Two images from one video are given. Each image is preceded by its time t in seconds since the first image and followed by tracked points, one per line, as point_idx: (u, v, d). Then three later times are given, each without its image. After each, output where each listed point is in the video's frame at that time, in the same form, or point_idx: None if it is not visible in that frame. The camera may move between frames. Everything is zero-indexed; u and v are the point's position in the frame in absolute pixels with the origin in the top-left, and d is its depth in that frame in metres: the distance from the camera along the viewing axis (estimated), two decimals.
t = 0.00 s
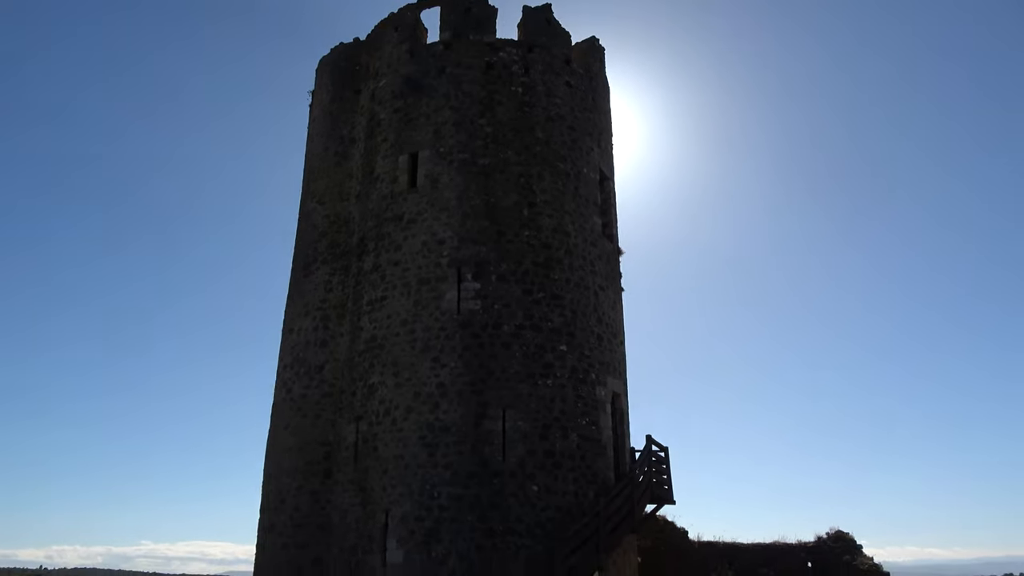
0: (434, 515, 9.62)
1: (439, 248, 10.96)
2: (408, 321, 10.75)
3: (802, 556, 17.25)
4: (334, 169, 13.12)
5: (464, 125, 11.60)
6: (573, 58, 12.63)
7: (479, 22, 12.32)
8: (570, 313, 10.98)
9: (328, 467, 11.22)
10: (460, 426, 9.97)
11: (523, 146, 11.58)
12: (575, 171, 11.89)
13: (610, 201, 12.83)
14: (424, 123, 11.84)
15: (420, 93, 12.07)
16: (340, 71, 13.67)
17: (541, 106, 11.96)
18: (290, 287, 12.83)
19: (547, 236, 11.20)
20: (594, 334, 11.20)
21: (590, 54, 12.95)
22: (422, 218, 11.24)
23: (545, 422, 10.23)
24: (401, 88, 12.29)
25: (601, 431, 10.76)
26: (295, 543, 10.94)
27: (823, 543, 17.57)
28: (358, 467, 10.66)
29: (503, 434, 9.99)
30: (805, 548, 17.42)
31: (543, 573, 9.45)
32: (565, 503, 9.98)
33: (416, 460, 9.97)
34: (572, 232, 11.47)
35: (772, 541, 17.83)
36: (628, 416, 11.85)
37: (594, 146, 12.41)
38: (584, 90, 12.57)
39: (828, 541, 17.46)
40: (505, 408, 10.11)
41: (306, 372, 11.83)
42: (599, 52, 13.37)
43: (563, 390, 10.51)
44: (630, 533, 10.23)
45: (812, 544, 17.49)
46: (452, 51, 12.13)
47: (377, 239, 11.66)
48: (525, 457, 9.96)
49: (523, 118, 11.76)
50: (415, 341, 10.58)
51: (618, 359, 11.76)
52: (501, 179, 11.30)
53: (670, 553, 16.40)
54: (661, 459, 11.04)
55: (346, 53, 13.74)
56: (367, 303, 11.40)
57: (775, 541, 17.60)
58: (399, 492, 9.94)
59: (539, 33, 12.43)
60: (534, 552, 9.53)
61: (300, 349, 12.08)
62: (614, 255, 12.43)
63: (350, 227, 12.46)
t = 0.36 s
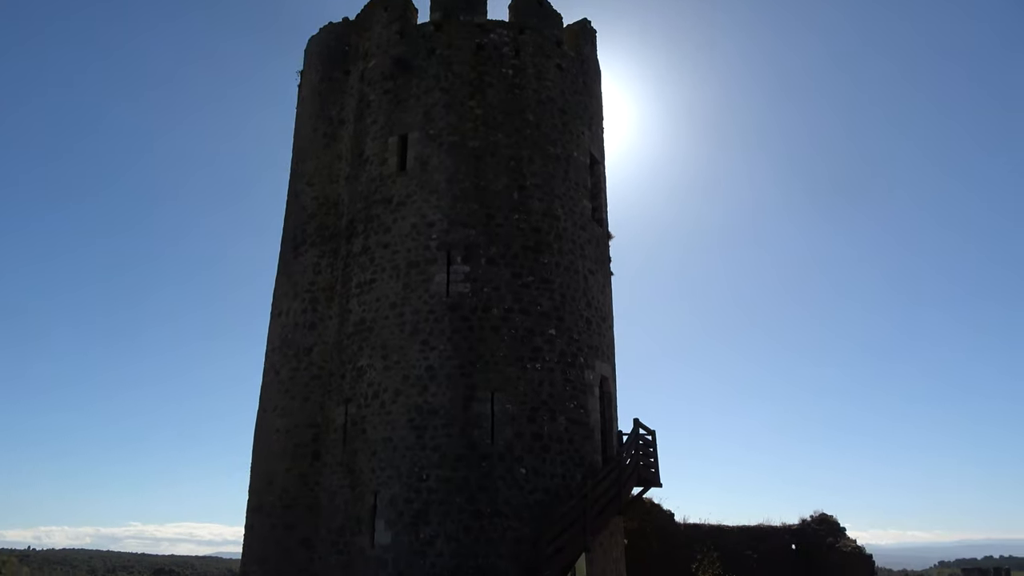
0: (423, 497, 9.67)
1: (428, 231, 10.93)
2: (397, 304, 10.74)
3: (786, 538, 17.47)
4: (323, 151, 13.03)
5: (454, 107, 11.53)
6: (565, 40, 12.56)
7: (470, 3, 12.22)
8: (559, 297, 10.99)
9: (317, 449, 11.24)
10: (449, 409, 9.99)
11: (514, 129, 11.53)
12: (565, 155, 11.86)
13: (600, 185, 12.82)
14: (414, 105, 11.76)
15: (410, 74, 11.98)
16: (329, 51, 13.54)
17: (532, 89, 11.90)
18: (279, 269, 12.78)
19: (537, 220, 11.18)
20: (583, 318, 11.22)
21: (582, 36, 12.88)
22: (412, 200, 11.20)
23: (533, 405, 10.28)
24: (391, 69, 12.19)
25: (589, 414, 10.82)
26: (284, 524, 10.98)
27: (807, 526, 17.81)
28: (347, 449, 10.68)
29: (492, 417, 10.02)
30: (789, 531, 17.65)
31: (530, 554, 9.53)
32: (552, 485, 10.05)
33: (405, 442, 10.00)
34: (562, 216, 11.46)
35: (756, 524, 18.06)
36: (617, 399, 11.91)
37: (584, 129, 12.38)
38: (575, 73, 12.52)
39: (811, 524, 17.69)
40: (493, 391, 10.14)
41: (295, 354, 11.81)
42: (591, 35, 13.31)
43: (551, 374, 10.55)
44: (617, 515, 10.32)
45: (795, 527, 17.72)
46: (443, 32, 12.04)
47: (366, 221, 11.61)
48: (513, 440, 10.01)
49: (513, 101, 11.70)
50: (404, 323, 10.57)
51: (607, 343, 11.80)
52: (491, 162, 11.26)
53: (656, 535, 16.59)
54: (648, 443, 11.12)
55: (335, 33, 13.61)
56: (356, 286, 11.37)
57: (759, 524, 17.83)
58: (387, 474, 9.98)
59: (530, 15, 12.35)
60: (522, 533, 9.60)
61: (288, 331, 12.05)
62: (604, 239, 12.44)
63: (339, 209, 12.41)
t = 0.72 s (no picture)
0: (410, 476, 9.71)
1: (416, 210, 10.89)
2: (384, 283, 10.71)
3: (769, 518, 17.74)
4: (310, 128, 12.93)
5: (443, 85, 11.44)
6: (555, 18, 12.46)
7: None
8: (547, 278, 11.00)
9: (304, 428, 11.26)
10: (436, 389, 10.02)
11: (503, 108, 11.46)
12: (555, 135, 11.81)
13: (589, 165, 12.80)
14: (402, 82, 11.66)
15: (399, 51, 11.85)
16: (317, 26, 13.39)
17: (522, 68, 11.82)
18: (265, 247, 12.70)
19: (525, 200, 11.15)
20: (570, 299, 11.24)
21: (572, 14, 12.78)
22: (400, 178, 11.14)
23: (520, 386, 10.31)
24: (379, 46, 12.07)
25: (576, 394, 10.87)
26: (271, 502, 11.01)
27: (790, 506, 18.03)
28: (334, 427, 10.69)
29: (479, 397, 10.05)
30: (772, 511, 17.90)
31: (516, 532, 9.61)
32: (538, 465, 10.11)
33: (392, 421, 10.02)
34: (551, 197, 11.44)
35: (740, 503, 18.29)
36: (603, 379, 11.97)
37: (574, 109, 12.33)
38: (565, 52, 12.43)
39: (794, 504, 17.93)
40: (480, 371, 10.16)
41: (281, 332, 11.78)
42: (581, 14, 13.21)
43: (539, 354, 10.58)
44: (602, 494, 10.41)
45: (778, 506, 17.96)
46: (432, 9, 11.92)
47: (354, 199, 11.55)
48: (499, 420, 10.05)
49: (502, 80, 11.62)
50: (391, 303, 10.55)
51: (594, 324, 11.83)
52: (480, 142, 11.20)
53: (641, 514, 16.76)
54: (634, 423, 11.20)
55: (322, 8, 13.45)
56: (343, 265, 11.32)
57: (743, 503, 18.06)
58: (374, 453, 10.00)
59: None
60: (507, 512, 9.67)
61: (275, 310, 12.01)
62: (592, 220, 12.43)
63: (327, 187, 12.34)
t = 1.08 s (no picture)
0: (395, 452, 9.74)
1: (403, 186, 10.82)
2: (370, 259, 10.66)
3: (749, 494, 17.98)
4: (295, 102, 12.78)
5: (431, 60, 11.32)
6: None
7: None
8: (533, 256, 10.99)
9: (289, 403, 11.26)
10: (422, 365, 10.03)
11: (491, 84, 11.37)
12: (543, 112, 11.74)
13: (577, 143, 12.75)
14: (389, 56, 11.52)
15: (386, 24, 11.70)
16: None
17: (510, 43, 11.71)
18: (249, 222, 12.59)
19: (513, 177, 11.11)
20: (557, 277, 11.25)
21: None
22: (386, 154, 11.05)
23: (505, 363, 10.34)
24: (366, 18, 11.90)
25: (561, 372, 10.92)
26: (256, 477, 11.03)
27: (770, 483, 18.29)
28: (319, 403, 10.67)
29: (464, 374, 10.08)
30: (752, 487, 18.15)
31: (501, 507, 9.69)
32: (523, 442, 10.17)
33: (377, 397, 10.03)
34: (538, 174, 11.40)
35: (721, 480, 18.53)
36: (588, 357, 12.03)
37: (562, 86, 12.25)
38: (553, 28, 12.32)
39: (774, 481, 18.20)
40: (466, 348, 10.17)
41: (266, 308, 11.72)
42: None
43: (525, 332, 10.60)
44: (586, 470, 10.49)
45: (759, 483, 18.21)
46: None
47: (340, 174, 11.45)
48: (485, 396, 10.09)
49: (490, 55, 11.51)
50: (378, 279, 10.52)
51: (580, 303, 11.86)
52: (468, 118, 11.12)
53: (624, 491, 16.91)
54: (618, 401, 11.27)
55: None
56: (329, 240, 11.25)
57: (724, 480, 18.29)
58: (359, 428, 10.02)
59: None
60: (492, 488, 9.74)
61: (259, 285, 11.93)
62: (579, 198, 12.41)
63: (312, 161, 12.25)
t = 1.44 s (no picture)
0: (379, 428, 9.76)
1: (388, 162, 10.73)
2: (355, 236, 10.60)
3: (730, 472, 18.19)
4: (279, 76, 12.59)
5: (417, 35, 11.18)
6: None
7: None
8: (519, 234, 10.96)
9: (272, 379, 11.24)
10: (407, 342, 10.02)
11: (478, 60, 11.25)
12: (530, 89, 11.66)
13: (564, 121, 12.69)
14: (375, 30, 11.36)
15: None
16: None
17: (498, 19, 11.58)
18: (232, 197, 12.45)
19: (499, 154, 11.05)
20: (542, 255, 11.24)
21: None
22: (371, 129, 10.95)
23: (490, 340, 10.35)
24: None
25: (546, 349, 10.95)
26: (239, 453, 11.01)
27: (750, 461, 18.52)
28: (303, 379, 10.65)
29: (449, 351, 10.08)
30: (733, 465, 18.36)
31: (484, 484, 9.76)
32: (507, 419, 10.22)
33: (362, 374, 10.02)
34: (525, 151, 11.34)
35: (702, 458, 18.73)
36: (573, 336, 12.06)
37: (549, 63, 12.16)
38: (541, 4, 12.20)
39: (754, 458, 18.43)
40: (451, 326, 10.17)
41: (249, 284, 11.63)
42: None
43: (509, 310, 10.60)
44: (569, 447, 10.56)
45: (740, 461, 18.44)
46: None
47: (324, 149, 11.34)
48: (469, 373, 10.10)
49: (477, 31, 11.38)
50: (362, 255, 10.46)
51: (565, 281, 11.87)
52: (454, 94, 11.01)
53: (607, 468, 17.08)
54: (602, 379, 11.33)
55: None
56: (313, 216, 11.17)
57: (705, 458, 18.51)
58: (343, 405, 10.02)
59: None
60: (475, 464, 9.79)
61: (242, 260, 11.83)
62: (566, 176, 12.38)
63: (297, 136, 12.11)
